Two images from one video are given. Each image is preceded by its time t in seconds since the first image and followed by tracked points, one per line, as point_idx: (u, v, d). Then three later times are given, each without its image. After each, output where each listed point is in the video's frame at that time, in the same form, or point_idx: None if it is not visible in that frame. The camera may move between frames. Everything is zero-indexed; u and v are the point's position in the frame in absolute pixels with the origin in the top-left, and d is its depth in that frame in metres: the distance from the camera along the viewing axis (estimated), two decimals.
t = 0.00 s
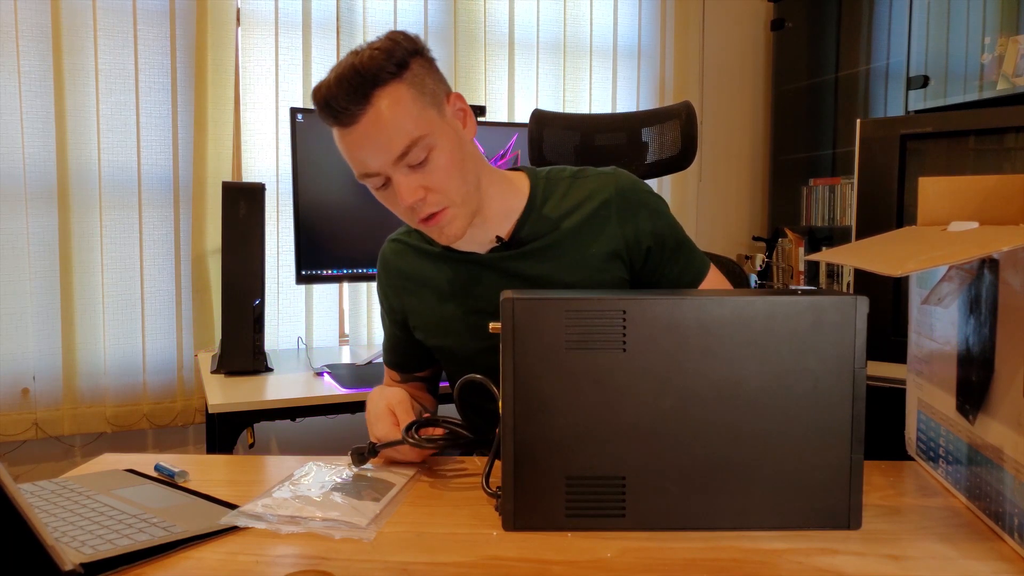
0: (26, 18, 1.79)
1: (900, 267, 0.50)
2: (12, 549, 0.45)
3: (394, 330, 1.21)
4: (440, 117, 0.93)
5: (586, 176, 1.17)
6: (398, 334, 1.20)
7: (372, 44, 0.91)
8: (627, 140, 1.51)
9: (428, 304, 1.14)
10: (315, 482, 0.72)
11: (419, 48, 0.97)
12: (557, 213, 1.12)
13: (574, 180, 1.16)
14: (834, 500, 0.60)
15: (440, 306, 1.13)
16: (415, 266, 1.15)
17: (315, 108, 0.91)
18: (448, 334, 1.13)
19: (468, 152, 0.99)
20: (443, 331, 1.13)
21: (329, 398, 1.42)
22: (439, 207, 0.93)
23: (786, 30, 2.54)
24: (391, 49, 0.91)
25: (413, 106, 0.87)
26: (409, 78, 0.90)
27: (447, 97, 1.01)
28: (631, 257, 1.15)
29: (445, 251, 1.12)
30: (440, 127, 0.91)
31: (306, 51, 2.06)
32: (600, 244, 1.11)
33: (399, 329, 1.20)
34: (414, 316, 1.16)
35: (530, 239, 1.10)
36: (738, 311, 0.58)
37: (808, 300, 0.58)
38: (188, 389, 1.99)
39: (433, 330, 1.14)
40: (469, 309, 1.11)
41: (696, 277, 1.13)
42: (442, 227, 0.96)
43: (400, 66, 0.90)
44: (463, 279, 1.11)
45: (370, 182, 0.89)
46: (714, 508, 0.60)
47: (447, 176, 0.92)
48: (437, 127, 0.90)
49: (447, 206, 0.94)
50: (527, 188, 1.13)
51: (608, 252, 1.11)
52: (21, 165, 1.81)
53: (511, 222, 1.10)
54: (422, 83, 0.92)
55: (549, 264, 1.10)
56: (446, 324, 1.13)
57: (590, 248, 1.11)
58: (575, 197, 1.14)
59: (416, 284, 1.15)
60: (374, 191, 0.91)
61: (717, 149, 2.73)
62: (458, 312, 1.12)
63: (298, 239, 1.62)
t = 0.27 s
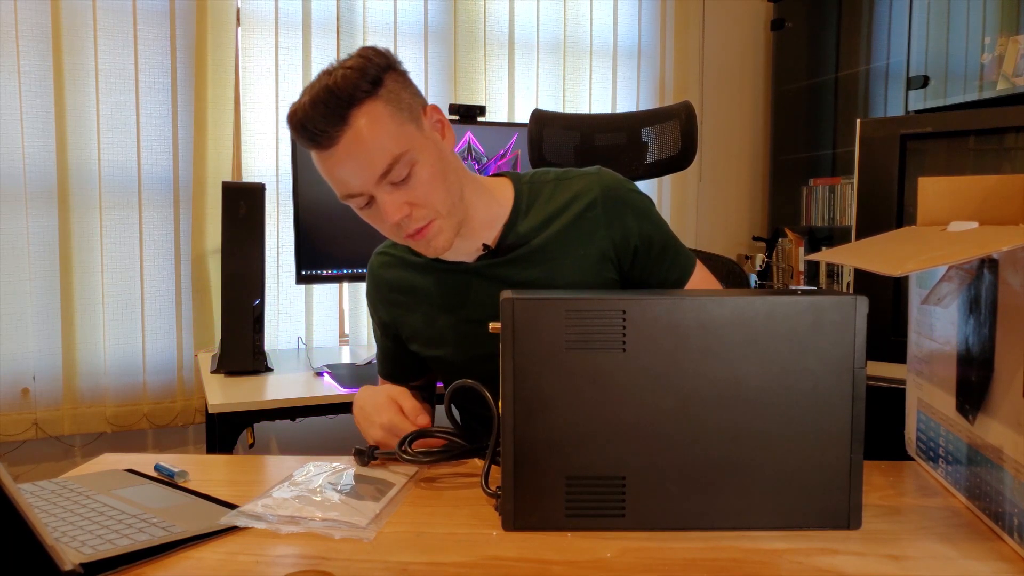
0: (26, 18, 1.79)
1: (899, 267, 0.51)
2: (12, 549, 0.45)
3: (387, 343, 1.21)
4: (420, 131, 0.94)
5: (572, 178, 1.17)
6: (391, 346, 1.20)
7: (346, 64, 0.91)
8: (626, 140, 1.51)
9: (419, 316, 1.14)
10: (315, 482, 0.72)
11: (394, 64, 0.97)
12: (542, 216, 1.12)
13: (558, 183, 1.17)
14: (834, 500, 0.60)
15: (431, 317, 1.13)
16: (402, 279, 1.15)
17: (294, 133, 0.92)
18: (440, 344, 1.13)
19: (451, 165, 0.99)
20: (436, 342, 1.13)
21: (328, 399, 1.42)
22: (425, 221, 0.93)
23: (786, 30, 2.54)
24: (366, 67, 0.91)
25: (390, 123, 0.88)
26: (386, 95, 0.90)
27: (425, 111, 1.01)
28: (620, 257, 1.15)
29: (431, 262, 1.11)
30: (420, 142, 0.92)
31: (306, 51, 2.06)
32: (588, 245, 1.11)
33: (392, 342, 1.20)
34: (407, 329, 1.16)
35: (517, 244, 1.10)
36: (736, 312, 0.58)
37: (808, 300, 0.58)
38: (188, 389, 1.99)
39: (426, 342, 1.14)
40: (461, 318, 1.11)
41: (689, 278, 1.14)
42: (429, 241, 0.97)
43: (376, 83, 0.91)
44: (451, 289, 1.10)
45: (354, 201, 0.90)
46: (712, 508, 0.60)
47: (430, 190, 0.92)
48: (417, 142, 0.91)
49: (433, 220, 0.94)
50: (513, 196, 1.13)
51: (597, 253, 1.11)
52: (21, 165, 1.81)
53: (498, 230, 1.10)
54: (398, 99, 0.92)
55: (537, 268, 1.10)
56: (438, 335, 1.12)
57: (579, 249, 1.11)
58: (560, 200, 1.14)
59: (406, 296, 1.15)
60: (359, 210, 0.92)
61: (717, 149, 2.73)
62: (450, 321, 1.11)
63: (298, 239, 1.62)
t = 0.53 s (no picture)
0: (26, 18, 1.79)
1: (900, 267, 0.51)
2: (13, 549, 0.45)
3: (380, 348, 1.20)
4: (409, 132, 0.94)
5: (562, 178, 1.17)
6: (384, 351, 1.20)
7: (334, 66, 0.91)
8: (626, 140, 1.51)
9: (411, 320, 1.14)
10: (315, 482, 0.72)
11: (381, 66, 0.97)
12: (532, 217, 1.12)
13: (548, 183, 1.17)
14: (834, 500, 0.60)
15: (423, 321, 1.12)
16: (392, 284, 1.14)
17: (283, 136, 0.91)
18: (434, 348, 1.13)
19: (441, 165, 0.99)
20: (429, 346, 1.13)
21: (328, 399, 1.42)
22: (417, 221, 0.93)
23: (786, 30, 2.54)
24: (355, 69, 0.91)
25: (380, 124, 0.88)
26: (375, 97, 0.91)
27: (414, 113, 1.01)
28: (611, 256, 1.15)
29: (421, 266, 1.11)
30: (410, 143, 0.92)
31: (306, 51, 2.06)
32: (578, 245, 1.12)
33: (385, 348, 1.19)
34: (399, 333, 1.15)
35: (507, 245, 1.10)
36: (735, 312, 0.58)
37: (807, 300, 0.58)
38: (188, 389, 1.99)
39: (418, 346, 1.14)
40: (453, 320, 1.11)
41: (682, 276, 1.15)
42: (422, 242, 0.97)
43: (364, 85, 0.91)
44: (443, 292, 1.10)
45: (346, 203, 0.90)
46: (712, 508, 0.60)
47: (422, 191, 0.93)
48: (407, 143, 0.91)
49: (425, 220, 0.94)
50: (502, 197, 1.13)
51: (588, 252, 1.11)
52: (21, 165, 1.81)
53: (487, 232, 1.10)
54: (387, 101, 0.92)
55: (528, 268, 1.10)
56: (431, 338, 1.12)
57: (570, 248, 1.11)
58: (549, 200, 1.14)
59: (397, 301, 1.15)
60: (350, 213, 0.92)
61: (717, 149, 2.73)
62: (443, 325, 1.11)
63: (298, 239, 1.62)
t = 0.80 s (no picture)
0: (26, 18, 1.79)
1: (900, 267, 0.50)
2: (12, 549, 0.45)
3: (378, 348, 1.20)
4: (413, 129, 0.94)
5: (563, 177, 1.18)
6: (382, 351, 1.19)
7: (340, 61, 0.91)
8: (626, 140, 1.51)
9: (410, 318, 1.13)
10: (315, 483, 0.72)
11: (387, 63, 0.97)
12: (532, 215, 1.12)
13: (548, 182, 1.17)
14: (834, 500, 0.60)
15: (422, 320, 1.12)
16: (392, 282, 1.14)
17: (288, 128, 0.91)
18: (432, 347, 1.12)
19: (443, 163, 1.00)
20: (428, 344, 1.12)
21: (328, 399, 1.42)
22: (419, 217, 0.93)
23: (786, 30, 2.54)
24: (361, 65, 0.91)
25: (386, 119, 0.88)
26: (381, 92, 0.91)
27: (418, 110, 1.01)
28: (611, 255, 1.14)
29: (422, 263, 1.11)
30: (414, 139, 0.92)
31: (306, 51, 2.06)
32: (578, 243, 1.12)
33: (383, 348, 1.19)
34: (397, 332, 1.15)
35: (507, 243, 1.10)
36: (735, 312, 0.58)
37: (808, 300, 0.58)
38: (188, 389, 1.99)
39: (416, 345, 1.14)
40: (452, 319, 1.10)
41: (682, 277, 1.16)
42: (423, 238, 0.97)
43: (370, 80, 0.91)
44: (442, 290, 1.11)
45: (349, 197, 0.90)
46: (712, 508, 0.60)
47: (425, 186, 0.93)
48: (412, 139, 0.91)
49: (427, 216, 0.94)
50: (503, 196, 1.14)
51: (587, 250, 1.11)
52: (21, 165, 1.81)
53: (488, 230, 1.11)
54: (393, 97, 0.92)
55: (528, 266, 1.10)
56: (429, 336, 1.12)
57: (569, 246, 1.11)
58: (549, 198, 1.14)
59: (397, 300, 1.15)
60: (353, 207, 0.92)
61: (717, 149, 2.73)
62: (441, 323, 1.11)
63: (298, 239, 1.62)
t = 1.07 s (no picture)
0: (26, 18, 1.79)
1: (900, 267, 0.50)
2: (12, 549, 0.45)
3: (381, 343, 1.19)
4: (439, 113, 0.95)
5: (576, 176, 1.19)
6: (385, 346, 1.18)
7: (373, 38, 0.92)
8: (626, 140, 1.51)
9: (416, 311, 1.13)
10: (315, 483, 0.72)
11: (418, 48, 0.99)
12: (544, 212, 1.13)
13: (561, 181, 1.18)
14: (834, 500, 0.60)
15: (428, 313, 1.12)
16: (401, 275, 1.15)
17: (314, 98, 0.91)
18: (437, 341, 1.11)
19: (463, 150, 1.01)
20: (432, 338, 1.11)
21: (329, 398, 1.42)
22: (436, 199, 0.93)
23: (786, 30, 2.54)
24: (394, 44, 0.92)
25: (415, 97, 0.89)
26: (411, 72, 0.91)
27: (444, 97, 1.02)
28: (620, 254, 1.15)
29: (433, 255, 1.12)
30: (439, 121, 0.93)
31: (306, 51, 2.06)
32: (588, 241, 1.12)
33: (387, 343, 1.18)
34: (402, 326, 1.14)
35: (519, 237, 1.10)
36: (736, 311, 0.58)
37: (808, 300, 0.58)
38: (188, 389, 1.99)
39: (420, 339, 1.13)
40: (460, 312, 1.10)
41: (682, 281, 1.17)
42: (436, 222, 0.97)
43: (402, 60, 0.91)
44: (452, 282, 1.10)
45: (368, 172, 0.89)
46: (712, 509, 0.60)
47: (445, 169, 0.93)
48: (437, 121, 0.92)
49: (443, 199, 0.95)
50: (516, 191, 1.15)
51: (597, 248, 1.11)
52: (21, 165, 1.81)
53: (500, 224, 1.11)
54: (422, 79, 0.93)
55: (538, 261, 1.10)
56: (435, 330, 1.11)
57: (579, 244, 1.11)
58: (562, 196, 1.15)
59: (404, 293, 1.15)
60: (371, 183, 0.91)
61: (717, 149, 2.73)
62: (448, 316, 1.10)
63: (298, 238, 1.62)
